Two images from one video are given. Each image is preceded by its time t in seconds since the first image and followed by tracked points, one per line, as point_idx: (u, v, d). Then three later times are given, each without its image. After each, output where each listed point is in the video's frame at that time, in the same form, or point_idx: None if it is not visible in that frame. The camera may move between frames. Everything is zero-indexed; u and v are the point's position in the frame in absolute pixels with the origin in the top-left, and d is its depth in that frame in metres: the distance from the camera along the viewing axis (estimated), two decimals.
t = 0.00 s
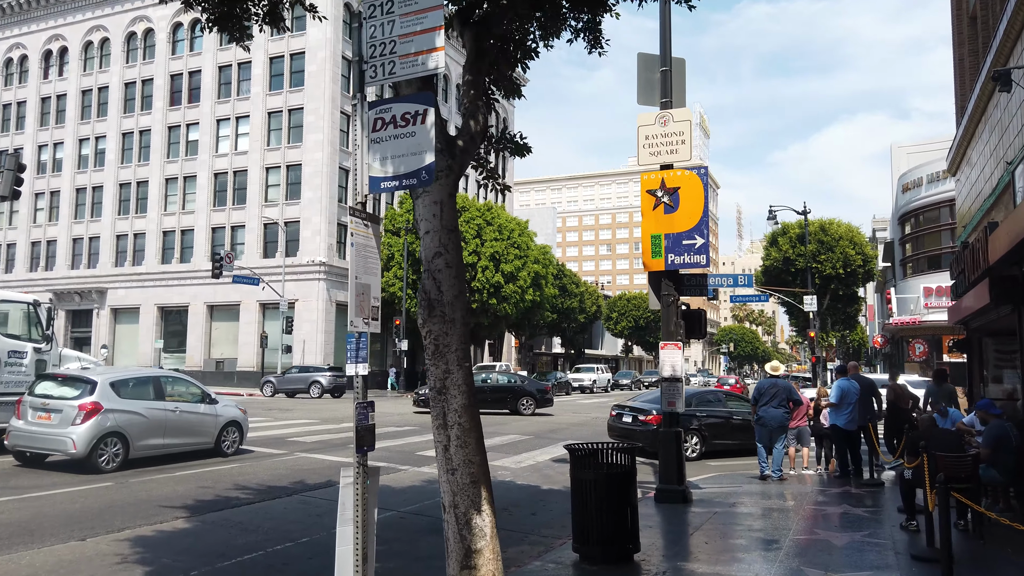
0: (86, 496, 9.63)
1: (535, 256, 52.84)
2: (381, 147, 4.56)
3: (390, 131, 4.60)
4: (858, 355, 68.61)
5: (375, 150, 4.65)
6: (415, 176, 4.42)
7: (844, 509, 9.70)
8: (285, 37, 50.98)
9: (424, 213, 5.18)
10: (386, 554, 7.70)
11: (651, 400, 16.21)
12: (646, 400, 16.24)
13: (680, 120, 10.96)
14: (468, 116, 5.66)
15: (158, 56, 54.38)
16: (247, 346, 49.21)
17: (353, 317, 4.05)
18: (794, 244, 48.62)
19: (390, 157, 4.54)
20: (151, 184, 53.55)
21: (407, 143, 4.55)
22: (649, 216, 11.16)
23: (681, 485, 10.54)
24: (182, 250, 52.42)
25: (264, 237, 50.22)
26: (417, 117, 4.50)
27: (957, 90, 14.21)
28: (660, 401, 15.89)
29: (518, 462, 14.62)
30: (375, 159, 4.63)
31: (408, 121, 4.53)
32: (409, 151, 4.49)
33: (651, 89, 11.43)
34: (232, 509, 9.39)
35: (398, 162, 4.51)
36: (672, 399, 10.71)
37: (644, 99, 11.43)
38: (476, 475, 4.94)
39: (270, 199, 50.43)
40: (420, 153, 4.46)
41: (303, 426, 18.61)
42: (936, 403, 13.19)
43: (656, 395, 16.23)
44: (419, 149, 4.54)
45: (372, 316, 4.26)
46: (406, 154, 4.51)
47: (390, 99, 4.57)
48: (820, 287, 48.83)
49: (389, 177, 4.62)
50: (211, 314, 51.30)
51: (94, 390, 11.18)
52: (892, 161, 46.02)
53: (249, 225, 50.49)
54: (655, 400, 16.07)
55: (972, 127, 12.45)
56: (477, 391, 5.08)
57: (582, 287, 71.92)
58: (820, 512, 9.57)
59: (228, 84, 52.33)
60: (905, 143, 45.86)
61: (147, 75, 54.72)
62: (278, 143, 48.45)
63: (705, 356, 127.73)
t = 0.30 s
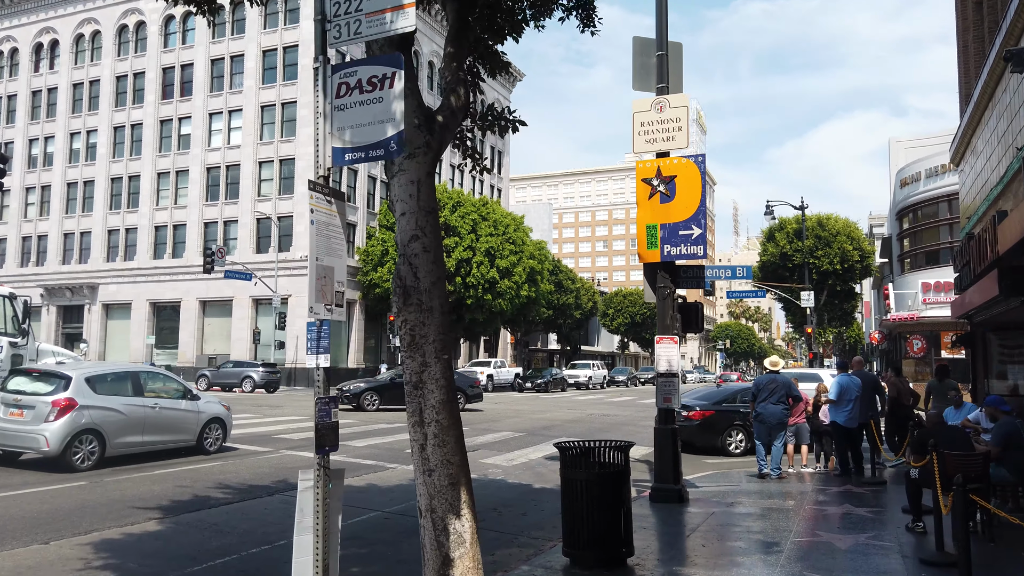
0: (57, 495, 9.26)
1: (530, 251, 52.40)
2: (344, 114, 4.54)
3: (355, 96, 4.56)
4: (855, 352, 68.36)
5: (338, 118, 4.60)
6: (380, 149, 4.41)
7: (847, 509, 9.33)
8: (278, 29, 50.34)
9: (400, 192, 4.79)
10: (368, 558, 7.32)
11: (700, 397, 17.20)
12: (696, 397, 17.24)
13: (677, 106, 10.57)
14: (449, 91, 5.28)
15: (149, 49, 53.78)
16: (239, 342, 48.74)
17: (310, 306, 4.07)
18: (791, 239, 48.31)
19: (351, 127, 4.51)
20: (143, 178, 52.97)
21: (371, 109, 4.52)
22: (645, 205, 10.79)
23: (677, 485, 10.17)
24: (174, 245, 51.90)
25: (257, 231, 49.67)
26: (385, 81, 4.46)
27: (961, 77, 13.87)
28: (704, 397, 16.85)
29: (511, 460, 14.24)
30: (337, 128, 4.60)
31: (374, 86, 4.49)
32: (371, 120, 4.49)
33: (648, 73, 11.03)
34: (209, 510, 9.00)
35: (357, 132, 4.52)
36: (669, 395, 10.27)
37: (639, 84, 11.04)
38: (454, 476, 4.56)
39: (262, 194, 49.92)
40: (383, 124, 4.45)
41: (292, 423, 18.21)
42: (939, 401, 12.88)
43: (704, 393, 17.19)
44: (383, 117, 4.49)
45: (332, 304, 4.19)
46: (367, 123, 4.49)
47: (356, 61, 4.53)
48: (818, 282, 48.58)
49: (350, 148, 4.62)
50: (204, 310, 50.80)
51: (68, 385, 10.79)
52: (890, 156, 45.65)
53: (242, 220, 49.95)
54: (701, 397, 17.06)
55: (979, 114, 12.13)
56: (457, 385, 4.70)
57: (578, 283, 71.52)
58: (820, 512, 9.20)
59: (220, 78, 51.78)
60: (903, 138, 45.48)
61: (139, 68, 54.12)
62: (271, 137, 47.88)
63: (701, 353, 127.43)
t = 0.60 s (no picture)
0: (23, 503, 8.85)
1: (525, 251, 52.02)
2: (296, 88, 4.36)
3: (308, 68, 4.39)
4: (851, 352, 68.10)
5: (290, 94, 4.42)
6: (332, 123, 4.23)
7: (847, 517, 8.97)
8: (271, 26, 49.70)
9: (368, 178, 4.39)
10: (344, 570, 6.92)
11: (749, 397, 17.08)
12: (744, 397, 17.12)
13: (672, 98, 10.18)
14: (424, 72, 4.92)
15: (141, 46, 53.22)
16: (231, 342, 48.22)
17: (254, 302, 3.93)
18: (787, 239, 48.01)
19: (302, 103, 4.35)
20: (134, 176, 52.42)
21: (327, 80, 4.34)
22: (639, 200, 10.42)
23: (671, 490, 9.80)
24: (165, 244, 51.37)
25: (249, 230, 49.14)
26: (341, 50, 4.30)
27: (963, 69, 13.55)
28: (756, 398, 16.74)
29: (501, 463, 13.84)
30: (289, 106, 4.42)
31: (329, 56, 4.33)
32: (325, 94, 4.30)
33: (642, 64, 10.64)
34: (181, 518, 8.59)
35: (306, 108, 4.34)
36: (662, 397, 9.93)
37: (633, 75, 10.66)
38: (426, 489, 4.17)
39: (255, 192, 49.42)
40: (336, 100, 4.28)
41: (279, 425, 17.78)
42: (940, 403, 12.54)
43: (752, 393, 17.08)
44: (335, 92, 4.31)
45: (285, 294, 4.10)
46: (323, 97, 4.29)
47: (308, 29, 4.37)
48: (814, 282, 48.31)
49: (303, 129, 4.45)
50: (195, 309, 50.30)
51: (38, 387, 10.38)
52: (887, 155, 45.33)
53: (234, 218, 49.41)
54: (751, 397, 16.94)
55: (983, 107, 11.82)
56: (431, 389, 4.32)
57: (573, 283, 71.16)
58: (819, 520, 8.84)
59: (212, 75, 51.25)
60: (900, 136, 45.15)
61: (130, 65, 53.57)
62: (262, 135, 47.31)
63: (697, 352, 127.23)
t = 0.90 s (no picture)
0: None
1: (518, 247, 51.64)
2: (222, 37, 4.56)
3: (234, 15, 4.58)
4: (846, 348, 67.88)
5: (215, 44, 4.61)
6: (260, 76, 4.49)
7: (842, 516, 8.61)
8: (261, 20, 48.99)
9: (320, 151, 4.02)
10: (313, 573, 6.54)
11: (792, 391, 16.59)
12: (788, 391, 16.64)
13: (661, 82, 9.82)
14: (385, 35, 4.56)
15: (130, 40, 52.60)
16: (221, 339, 47.71)
17: (166, 279, 3.94)
18: (782, 234, 47.73)
19: (230, 52, 4.55)
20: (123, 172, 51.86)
21: (254, 28, 4.54)
22: (628, 189, 10.04)
23: (659, 489, 9.44)
24: (155, 240, 50.82)
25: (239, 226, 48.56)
26: None
27: (962, 55, 13.20)
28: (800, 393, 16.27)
29: (488, 461, 13.46)
30: (216, 55, 4.61)
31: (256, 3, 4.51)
32: (252, 44, 4.53)
33: (630, 47, 10.29)
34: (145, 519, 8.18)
35: (233, 60, 4.55)
36: (651, 392, 9.56)
37: (622, 59, 10.28)
38: (381, 490, 3.80)
39: (245, 187, 48.82)
40: (265, 50, 4.51)
41: (263, 422, 17.36)
42: (938, 399, 12.23)
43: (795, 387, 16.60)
44: (264, 43, 4.52)
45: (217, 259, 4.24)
46: (251, 47, 4.52)
47: None
48: (809, 278, 48.02)
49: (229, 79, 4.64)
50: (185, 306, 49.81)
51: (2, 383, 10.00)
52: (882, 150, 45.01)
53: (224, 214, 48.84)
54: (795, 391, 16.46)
55: (983, 92, 11.47)
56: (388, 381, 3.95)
57: (568, 279, 70.83)
58: (812, 519, 8.49)
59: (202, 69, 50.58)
60: (895, 132, 44.86)
61: (119, 59, 52.92)
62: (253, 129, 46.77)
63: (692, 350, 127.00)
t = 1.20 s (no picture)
0: None
1: (512, 247, 51.27)
2: None
3: None
4: (841, 348, 67.64)
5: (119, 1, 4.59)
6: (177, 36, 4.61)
7: (840, 526, 8.22)
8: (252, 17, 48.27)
9: (265, 131, 3.64)
10: None
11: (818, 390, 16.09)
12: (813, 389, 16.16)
13: (652, 72, 9.44)
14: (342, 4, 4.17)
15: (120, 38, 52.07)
16: (212, 339, 47.25)
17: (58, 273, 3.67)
18: (777, 233, 47.45)
19: (142, 12, 4.60)
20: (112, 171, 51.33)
21: None
22: (617, 184, 9.66)
23: (649, 496, 9.06)
24: (145, 239, 50.26)
25: (229, 225, 47.97)
26: None
27: (962, 47, 12.87)
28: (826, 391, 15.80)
29: (475, 465, 13.03)
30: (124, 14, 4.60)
31: None
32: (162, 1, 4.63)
33: (620, 37, 9.90)
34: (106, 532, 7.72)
35: (148, 18, 4.61)
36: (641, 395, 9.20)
37: (611, 49, 9.91)
38: (329, 513, 3.53)
39: (236, 186, 48.27)
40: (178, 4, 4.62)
41: (245, 426, 16.90)
42: (937, 400, 11.91)
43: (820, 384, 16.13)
44: None
45: (124, 244, 4.02)
46: (159, 5, 4.62)
47: None
48: (805, 277, 47.75)
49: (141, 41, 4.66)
50: (175, 306, 49.29)
51: None
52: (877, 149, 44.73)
53: (215, 213, 48.27)
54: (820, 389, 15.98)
55: (984, 84, 11.14)
56: (341, 389, 3.65)
57: (562, 279, 70.46)
58: (809, 529, 8.11)
59: (193, 67, 49.94)
60: (890, 130, 44.59)
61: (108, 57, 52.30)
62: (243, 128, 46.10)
63: (687, 349, 126.73)
